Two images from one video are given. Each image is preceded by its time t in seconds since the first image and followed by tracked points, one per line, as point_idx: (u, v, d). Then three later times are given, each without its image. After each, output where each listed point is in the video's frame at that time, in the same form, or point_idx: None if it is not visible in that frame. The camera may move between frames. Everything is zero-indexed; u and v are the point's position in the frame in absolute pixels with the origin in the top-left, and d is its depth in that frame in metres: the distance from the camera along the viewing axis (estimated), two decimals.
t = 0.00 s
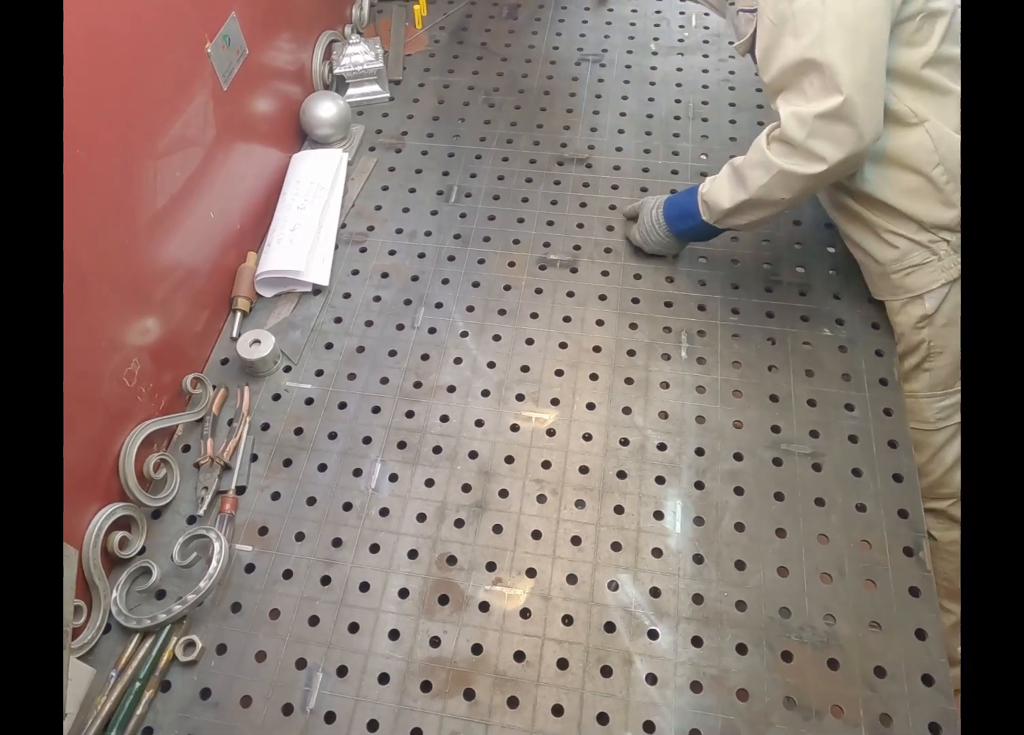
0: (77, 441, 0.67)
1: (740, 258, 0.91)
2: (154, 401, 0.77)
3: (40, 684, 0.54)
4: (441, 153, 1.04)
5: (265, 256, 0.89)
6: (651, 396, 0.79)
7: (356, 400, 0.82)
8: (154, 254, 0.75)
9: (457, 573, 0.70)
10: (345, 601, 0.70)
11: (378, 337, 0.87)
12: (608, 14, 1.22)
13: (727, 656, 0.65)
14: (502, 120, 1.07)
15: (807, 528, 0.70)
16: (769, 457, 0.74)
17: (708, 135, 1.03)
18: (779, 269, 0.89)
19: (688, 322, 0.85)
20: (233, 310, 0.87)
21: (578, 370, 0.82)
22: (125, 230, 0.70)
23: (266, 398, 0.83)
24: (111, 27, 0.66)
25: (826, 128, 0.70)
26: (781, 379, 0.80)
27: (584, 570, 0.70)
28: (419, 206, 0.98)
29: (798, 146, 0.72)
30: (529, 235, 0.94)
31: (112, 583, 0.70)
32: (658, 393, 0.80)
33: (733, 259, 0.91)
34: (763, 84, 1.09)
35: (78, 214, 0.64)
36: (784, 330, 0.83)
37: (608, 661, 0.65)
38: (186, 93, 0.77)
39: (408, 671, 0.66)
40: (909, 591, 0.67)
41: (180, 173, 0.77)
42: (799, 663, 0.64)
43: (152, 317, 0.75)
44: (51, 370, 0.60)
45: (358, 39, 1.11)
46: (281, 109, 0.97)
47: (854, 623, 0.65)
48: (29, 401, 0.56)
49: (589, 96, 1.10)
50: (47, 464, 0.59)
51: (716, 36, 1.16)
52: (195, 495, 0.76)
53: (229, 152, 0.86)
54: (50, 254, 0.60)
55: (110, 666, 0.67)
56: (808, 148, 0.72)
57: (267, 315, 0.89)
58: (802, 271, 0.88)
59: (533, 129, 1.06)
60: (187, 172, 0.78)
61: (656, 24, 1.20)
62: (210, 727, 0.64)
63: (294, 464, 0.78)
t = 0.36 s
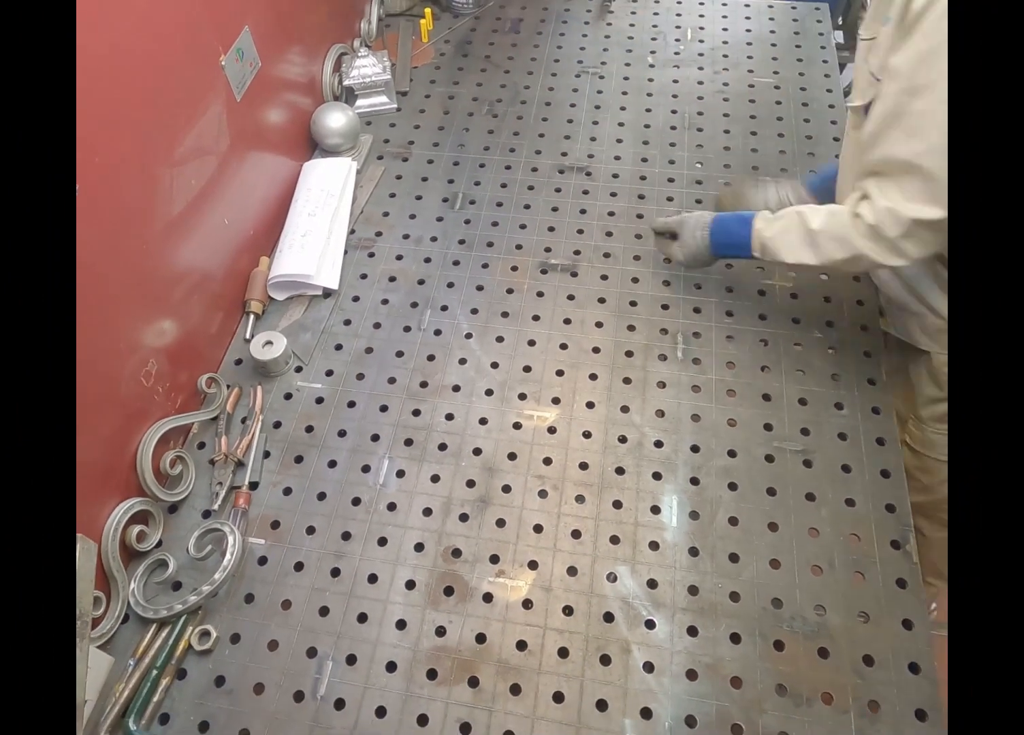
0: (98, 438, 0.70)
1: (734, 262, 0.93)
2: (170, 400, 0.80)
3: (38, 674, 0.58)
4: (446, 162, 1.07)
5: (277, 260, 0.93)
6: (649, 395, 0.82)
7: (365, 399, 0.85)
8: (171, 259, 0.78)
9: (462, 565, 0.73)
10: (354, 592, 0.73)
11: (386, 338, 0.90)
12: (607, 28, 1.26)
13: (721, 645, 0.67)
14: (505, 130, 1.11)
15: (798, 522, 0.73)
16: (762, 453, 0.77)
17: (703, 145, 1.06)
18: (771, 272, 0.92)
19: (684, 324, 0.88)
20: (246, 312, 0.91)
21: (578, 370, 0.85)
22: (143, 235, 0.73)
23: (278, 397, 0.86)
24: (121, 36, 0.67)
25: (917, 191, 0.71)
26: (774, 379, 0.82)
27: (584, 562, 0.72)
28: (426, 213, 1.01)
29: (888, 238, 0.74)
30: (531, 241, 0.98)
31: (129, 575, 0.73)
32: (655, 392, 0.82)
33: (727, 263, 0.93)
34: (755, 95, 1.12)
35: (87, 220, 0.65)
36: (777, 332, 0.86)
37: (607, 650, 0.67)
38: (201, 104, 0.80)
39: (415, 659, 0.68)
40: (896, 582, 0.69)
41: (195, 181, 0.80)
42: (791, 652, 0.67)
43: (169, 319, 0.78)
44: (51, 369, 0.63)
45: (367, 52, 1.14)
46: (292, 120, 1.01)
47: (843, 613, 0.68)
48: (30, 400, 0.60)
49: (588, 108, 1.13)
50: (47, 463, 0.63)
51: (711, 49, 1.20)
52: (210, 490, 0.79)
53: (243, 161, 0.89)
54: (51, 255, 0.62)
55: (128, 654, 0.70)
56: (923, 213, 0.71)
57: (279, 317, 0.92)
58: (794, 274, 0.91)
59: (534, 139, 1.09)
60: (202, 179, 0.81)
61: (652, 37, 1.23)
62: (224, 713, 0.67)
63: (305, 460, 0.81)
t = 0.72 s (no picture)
0: (117, 437, 0.73)
1: (728, 266, 0.96)
2: (185, 399, 0.83)
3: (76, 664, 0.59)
4: (451, 170, 1.10)
5: (289, 265, 0.96)
6: (646, 395, 0.85)
7: (373, 398, 0.88)
8: (187, 263, 0.81)
9: (466, 557, 0.76)
10: (362, 584, 0.75)
11: (393, 340, 0.93)
12: (606, 40, 1.29)
13: (716, 635, 0.70)
14: (508, 139, 1.14)
15: (789, 516, 0.76)
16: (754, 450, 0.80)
17: (698, 154, 1.09)
18: (765, 275, 0.95)
19: (680, 326, 0.91)
20: (259, 315, 0.94)
21: (578, 370, 0.88)
22: (161, 240, 0.76)
23: (289, 396, 0.89)
24: (124, 44, 0.68)
25: (824, 421, 0.68)
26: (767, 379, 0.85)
27: (583, 555, 0.75)
28: (431, 219, 1.05)
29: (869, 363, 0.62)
30: (533, 246, 1.01)
31: (146, 567, 0.75)
32: (652, 392, 0.85)
33: (722, 267, 0.96)
34: (749, 106, 1.15)
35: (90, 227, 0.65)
36: (769, 333, 0.89)
37: (606, 640, 0.70)
38: (216, 115, 0.83)
39: (421, 648, 0.71)
40: (884, 574, 0.72)
41: (207, 189, 0.82)
42: (783, 641, 0.69)
43: (184, 321, 0.81)
44: (51, 369, 0.57)
45: (375, 64, 1.18)
46: (302, 129, 1.04)
47: (833, 604, 0.71)
48: (27, 403, 0.53)
49: (587, 117, 1.16)
50: (47, 464, 0.55)
51: (706, 62, 1.23)
52: (224, 485, 0.82)
53: (255, 169, 0.92)
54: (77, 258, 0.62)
55: (145, 644, 0.71)
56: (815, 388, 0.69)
57: (291, 319, 0.95)
58: (787, 277, 0.94)
59: (536, 148, 1.13)
60: (216, 187, 0.85)
61: (650, 50, 1.26)
62: (237, 700, 0.68)
63: (315, 457, 0.84)
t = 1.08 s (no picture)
0: (124, 437, 0.73)
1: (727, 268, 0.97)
2: (191, 399, 0.84)
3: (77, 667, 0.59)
4: (452, 173, 1.12)
5: (293, 266, 0.97)
6: (645, 395, 0.86)
7: (376, 398, 0.89)
8: (192, 265, 0.82)
9: (467, 555, 0.77)
10: (365, 582, 0.76)
11: (395, 341, 0.94)
12: (606, 44, 1.30)
13: (714, 632, 0.71)
14: (509, 141, 1.15)
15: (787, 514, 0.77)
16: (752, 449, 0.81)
17: (697, 156, 1.10)
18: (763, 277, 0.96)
19: (679, 327, 0.92)
20: (263, 316, 0.95)
21: (578, 370, 0.89)
22: (167, 242, 0.77)
23: (293, 396, 0.90)
24: (129, 47, 0.68)
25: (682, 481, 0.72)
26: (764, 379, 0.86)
27: (583, 553, 0.76)
28: (433, 221, 1.06)
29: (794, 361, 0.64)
30: (533, 248, 1.02)
31: (151, 565, 0.76)
32: (651, 391, 0.86)
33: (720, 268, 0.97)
34: (747, 109, 1.16)
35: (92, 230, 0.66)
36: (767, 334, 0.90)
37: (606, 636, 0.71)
38: (221, 118, 0.84)
39: (423, 645, 0.71)
40: (880, 571, 0.73)
41: (211, 191, 0.83)
42: (781, 638, 0.70)
43: (189, 322, 0.82)
44: (51, 369, 0.57)
45: (377, 68, 1.19)
46: (306, 133, 1.05)
47: (830, 601, 0.72)
48: (27, 400, 0.53)
49: (587, 120, 1.17)
50: (47, 464, 0.55)
51: (705, 67, 1.23)
52: (228, 484, 0.83)
53: (258, 171, 0.93)
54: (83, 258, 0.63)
55: (150, 641, 0.72)
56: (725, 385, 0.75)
57: (294, 319, 0.97)
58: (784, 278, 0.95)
59: (536, 151, 1.14)
60: (221, 189, 0.86)
61: (649, 54, 1.27)
62: (242, 696, 0.69)
63: (319, 456, 0.85)
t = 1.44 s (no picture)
0: (124, 437, 0.73)
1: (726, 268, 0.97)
2: (191, 399, 0.84)
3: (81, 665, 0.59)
4: (452, 173, 1.12)
5: (293, 267, 0.97)
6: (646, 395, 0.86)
7: (376, 398, 0.89)
8: (192, 265, 0.82)
9: (467, 555, 0.77)
10: (365, 582, 0.76)
11: (395, 341, 0.94)
12: (606, 44, 1.30)
13: (714, 631, 0.71)
14: (509, 142, 1.15)
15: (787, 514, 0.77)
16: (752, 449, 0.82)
17: (697, 156, 1.10)
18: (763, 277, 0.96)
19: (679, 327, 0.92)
20: (263, 315, 0.95)
21: (578, 370, 0.89)
22: (167, 242, 0.77)
23: (293, 396, 0.90)
24: (132, 48, 0.68)
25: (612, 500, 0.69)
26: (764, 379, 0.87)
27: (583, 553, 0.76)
28: (433, 221, 1.06)
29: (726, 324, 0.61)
30: (533, 248, 1.02)
31: (151, 565, 0.76)
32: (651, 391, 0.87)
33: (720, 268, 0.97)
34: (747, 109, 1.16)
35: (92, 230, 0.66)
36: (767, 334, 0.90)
37: (606, 636, 0.71)
38: (222, 118, 0.84)
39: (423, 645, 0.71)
40: (879, 571, 0.73)
41: (212, 191, 0.83)
42: (781, 638, 0.70)
43: (189, 322, 0.82)
44: (51, 369, 0.57)
45: (377, 68, 1.19)
46: (306, 133, 1.05)
47: (830, 601, 0.71)
48: (28, 400, 0.53)
49: (588, 120, 1.17)
50: (47, 464, 0.55)
51: (705, 67, 1.23)
52: (228, 484, 0.83)
53: (258, 171, 0.93)
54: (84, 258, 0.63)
55: (150, 641, 0.72)
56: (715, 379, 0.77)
57: (295, 319, 0.97)
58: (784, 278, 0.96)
59: (537, 151, 1.14)
60: (221, 189, 0.86)
61: (649, 54, 1.27)
62: (242, 696, 0.69)
63: (319, 456, 0.85)
